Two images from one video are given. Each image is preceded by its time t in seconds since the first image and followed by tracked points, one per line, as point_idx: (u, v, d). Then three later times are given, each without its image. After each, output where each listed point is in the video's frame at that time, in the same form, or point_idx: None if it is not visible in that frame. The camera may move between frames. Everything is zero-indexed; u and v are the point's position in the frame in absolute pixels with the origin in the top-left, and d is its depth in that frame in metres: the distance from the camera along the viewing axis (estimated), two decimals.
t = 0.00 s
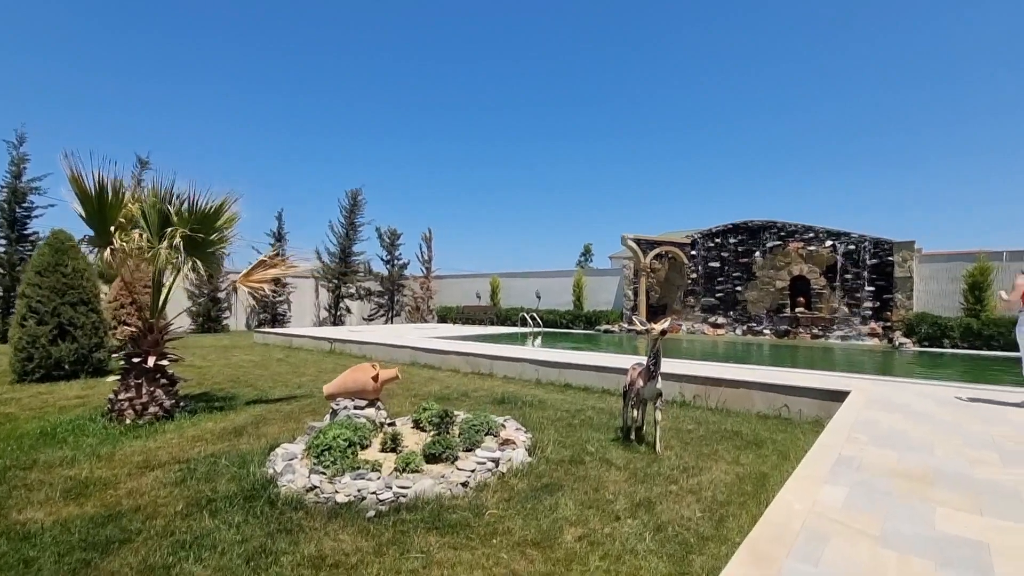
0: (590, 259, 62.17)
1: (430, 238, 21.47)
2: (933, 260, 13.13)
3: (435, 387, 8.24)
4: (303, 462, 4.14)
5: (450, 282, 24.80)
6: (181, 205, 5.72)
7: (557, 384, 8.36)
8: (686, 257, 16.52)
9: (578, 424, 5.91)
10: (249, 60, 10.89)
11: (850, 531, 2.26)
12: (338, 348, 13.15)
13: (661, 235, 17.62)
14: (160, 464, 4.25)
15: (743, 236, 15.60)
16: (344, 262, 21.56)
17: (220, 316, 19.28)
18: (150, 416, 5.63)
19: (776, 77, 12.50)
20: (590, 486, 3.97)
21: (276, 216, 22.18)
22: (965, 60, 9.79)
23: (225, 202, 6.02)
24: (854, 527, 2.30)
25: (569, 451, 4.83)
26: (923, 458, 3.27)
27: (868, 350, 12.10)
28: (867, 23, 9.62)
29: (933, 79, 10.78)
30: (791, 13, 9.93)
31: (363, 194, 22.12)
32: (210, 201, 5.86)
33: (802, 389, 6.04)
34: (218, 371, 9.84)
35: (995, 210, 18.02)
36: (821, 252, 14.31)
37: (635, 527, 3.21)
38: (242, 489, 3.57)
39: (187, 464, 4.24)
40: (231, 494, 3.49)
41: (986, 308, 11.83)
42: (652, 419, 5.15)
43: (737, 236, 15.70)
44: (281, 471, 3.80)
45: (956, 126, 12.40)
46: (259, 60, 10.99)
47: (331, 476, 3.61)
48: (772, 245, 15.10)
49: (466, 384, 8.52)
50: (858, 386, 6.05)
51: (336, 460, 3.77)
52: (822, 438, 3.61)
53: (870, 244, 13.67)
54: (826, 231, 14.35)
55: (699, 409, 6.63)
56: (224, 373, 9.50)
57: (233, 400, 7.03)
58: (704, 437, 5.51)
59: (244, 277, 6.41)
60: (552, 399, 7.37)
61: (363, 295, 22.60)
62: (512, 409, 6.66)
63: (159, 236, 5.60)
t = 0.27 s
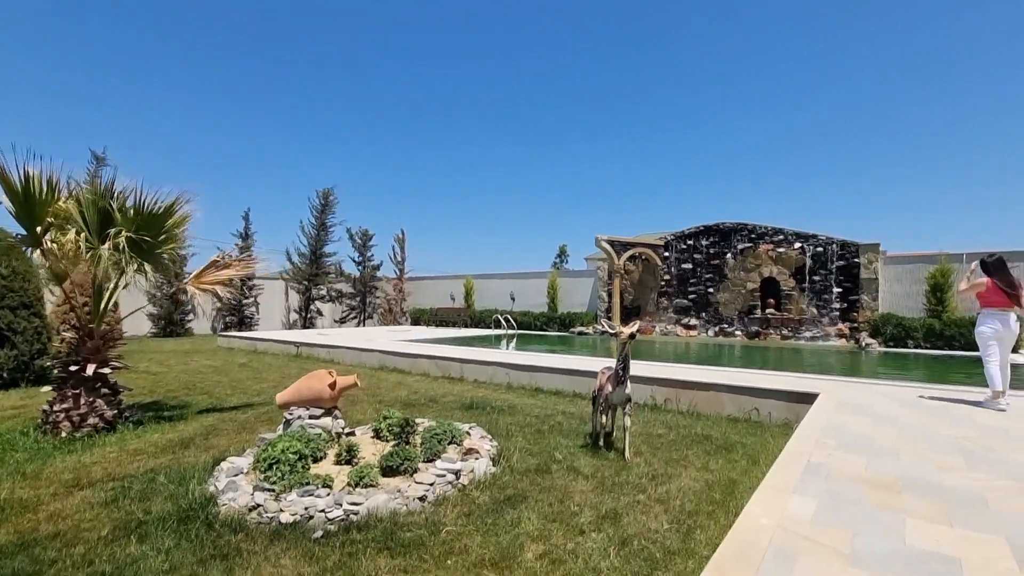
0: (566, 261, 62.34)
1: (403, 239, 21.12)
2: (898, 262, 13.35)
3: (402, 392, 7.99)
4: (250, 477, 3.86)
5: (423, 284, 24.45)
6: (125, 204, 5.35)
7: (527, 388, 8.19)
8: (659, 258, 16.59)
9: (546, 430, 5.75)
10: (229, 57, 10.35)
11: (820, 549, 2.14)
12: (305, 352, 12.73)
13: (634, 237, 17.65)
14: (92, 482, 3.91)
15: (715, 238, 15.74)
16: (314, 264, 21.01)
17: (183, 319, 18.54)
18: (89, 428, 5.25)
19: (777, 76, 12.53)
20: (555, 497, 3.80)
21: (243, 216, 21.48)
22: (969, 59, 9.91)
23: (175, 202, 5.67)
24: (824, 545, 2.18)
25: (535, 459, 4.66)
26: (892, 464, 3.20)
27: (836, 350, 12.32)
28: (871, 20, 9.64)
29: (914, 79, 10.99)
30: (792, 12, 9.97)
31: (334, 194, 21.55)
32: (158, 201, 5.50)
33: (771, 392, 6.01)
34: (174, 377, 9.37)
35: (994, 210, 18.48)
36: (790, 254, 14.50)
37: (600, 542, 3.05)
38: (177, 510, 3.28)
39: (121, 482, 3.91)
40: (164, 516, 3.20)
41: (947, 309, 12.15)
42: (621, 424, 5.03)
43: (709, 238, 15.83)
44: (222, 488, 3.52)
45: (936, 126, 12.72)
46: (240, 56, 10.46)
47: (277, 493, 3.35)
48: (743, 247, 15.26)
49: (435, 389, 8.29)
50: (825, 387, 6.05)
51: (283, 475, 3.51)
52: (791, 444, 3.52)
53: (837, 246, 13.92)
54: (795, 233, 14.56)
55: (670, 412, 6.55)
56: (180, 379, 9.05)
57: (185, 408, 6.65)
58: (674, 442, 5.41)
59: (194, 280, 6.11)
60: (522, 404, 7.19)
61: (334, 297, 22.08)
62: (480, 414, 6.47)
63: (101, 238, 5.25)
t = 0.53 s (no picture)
0: (536, 262, 62.46)
1: (370, 239, 20.64)
2: (857, 264, 13.64)
3: (362, 397, 7.68)
4: (180, 497, 3.54)
5: (391, 285, 23.97)
6: (52, 198, 4.89)
7: (492, 392, 8.00)
8: (628, 260, 16.65)
9: (509, 436, 5.56)
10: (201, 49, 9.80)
11: (782, 571, 2.01)
12: (263, 356, 12.21)
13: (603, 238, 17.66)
14: None
15: (682, 240, 15.88)
16: (277, 264, 20.30)
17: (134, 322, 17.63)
18: (7, 443, 4.79)
19: (776, 76, 12.53)
20: (513, 511, 3.61)
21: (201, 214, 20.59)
22: (968, 63, 10.02)
23: (111, 196, 5.21)
24: (784, 566, 2.05)
25: (494, 469, 4.46)
26: (853, 470, 3.14)
27: (798, 351, 12.55)
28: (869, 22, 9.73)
29: (891, 80, 11.23)
30: (792, 12, 10.00)
31: (298, 192, 20.84)
32: (91, 195, 5.03)
33: (734, 394, 5.97)
34: (117, 385, 8.79)
35: (985, 212, 18.85)
36: (754, 256, 14.73)
37: (556, 560, 2.88)
38: (91, 537, 2.96)
39: (34, 504, 3.53)
40: (75, 546, 2.87)
41: (903, 310, 12.51)
42: (584, 430, 4.89)
43: (676, 240, 15.96)
44: (146, 511, 3.20)
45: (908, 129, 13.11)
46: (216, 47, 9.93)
47: (206, 516, 3.07)
48: (708, 249, 15.42)
49: (397, 394, 8.01)
50: (787, 389, 6.06)
51: (215, 496, 3.22)
52: (752, 450, 3.43)
53: (799, 248, 14.17)
54: (759, 235, 14.79)
55: (635, 416, 6.46)
56: (123, 387, 8.50)
57: (123, 418, 6.20)
58: (638, 448, 5.30)
59: (132, 281, 5.66)
60: (486, 409, 6.98)
61: (298, 298, 21.42)
62: (441, 420, 6.22)
63: (21, 235, 4.85)
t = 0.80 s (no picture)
0: (501, 263, 62.38)
1: (329, 240, 20.02)
2: (807, 269, 14.15)
3: (312, 407, 7.31)
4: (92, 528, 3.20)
5: (351, 287, 23.34)
6: None
7: (450, 400, 7.79)
8: (590, 263, 16.72)
9: (464, 448, 5.37)
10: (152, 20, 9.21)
11: None
12: (210, 362, 11.58)
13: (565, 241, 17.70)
14: None
15: (642, 244, 16.06)
16: (229, 264, 19.41)
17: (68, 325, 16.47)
18: None
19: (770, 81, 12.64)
20: (463, 533, 3.43)
21: (145, 211, 19.48)
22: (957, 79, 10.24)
23: (17, 191, 4.73)
24: None
25: (445, 486, 4.26)
26: (804, 484, 3.12)
27: (753, 354, 12.85)
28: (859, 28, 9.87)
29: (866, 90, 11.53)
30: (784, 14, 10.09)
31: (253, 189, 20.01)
32: None
33: (692, 401, 5.97)
34: (41, 396, 8.12)
35: (945, 232, 19.60)
36: (712, 261, 15.01)
37: None
38: None
39: None
40: None
41: (850, 314, 13.00)
42: (541, 443, 4.75)
43: (637, 244, 16.13)
44: (47, 549, 2.87)
45: (884, 141, 13.49)
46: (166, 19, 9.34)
47: (116, 554, 2.76)
48: (668, 253, 15.64)
49: (350, 403, 7.68)
50: (742, 395, 6.10)
51: (129, 529, 2.91)
52: (706, 466, 3.38)
53: (754, 254, 14.52)
54: (716, 241, 15.07)
55: (594, 424, 6.37)
56: (47, 398, 7.84)
57: (41, 435, 5.68)
58: (595, 458, 5.20)
59: (49, 286, 5.17)
60: (442, 419, 6.76)
61: (251, 300, 20.56)
62: (394, 432, 5.96)
63: None
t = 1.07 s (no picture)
0: (455, 261, 61.92)
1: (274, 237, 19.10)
2: (750, 270, 14.72)
3: (249, 416, 6.87)
4: None
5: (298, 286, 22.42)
6: None
7: (399, 406, 7.53)
8: (543, 263, 16.75)
9: (411, 457, 5.17)
10: None
11: None
12: (138, 367, 10.77)
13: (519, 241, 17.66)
14: None
15: (595, 244, 16.23)
16: (163, 261, 18.21)
17: None
18: None
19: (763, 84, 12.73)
20: (406, 551, 3.25)
21: (68, 203, 17.98)
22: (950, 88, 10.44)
23: None
24: None
25: (388, 500, 4.04)
26: (749, 490, 3.13)
27: (701, 353, 13.21)
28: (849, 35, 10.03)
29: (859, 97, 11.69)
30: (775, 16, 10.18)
31: (190, 181, 18.85)
32: None
33: (642, 403, 6.00)
34: None
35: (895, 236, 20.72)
36: (662, 262, 15.32)
37: None
38: None
39: None
40: None
41: (790, 314, 13.61)
42: (490, 451, 4.62)
43: (590, 244, 16.28)
44: None
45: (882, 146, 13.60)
46: None
47: None
48: (620, 254, 15.87)
49: (291, 410, 7.29)
50: (691, 397, 6.19)
51: (19, 566, 2.55)
52: (654, 475, 3.35)
53: (701, 255, 14.93)
54: (666, 242, 15.39)
55: (546, 428, 6.30)
56: None
57: None
58: (546, 464, 5.11)
59: None
60: (389, 425, 6.50)
61: (189, 300, 19.39)
62: (337, 441, 5.66)
63: None
